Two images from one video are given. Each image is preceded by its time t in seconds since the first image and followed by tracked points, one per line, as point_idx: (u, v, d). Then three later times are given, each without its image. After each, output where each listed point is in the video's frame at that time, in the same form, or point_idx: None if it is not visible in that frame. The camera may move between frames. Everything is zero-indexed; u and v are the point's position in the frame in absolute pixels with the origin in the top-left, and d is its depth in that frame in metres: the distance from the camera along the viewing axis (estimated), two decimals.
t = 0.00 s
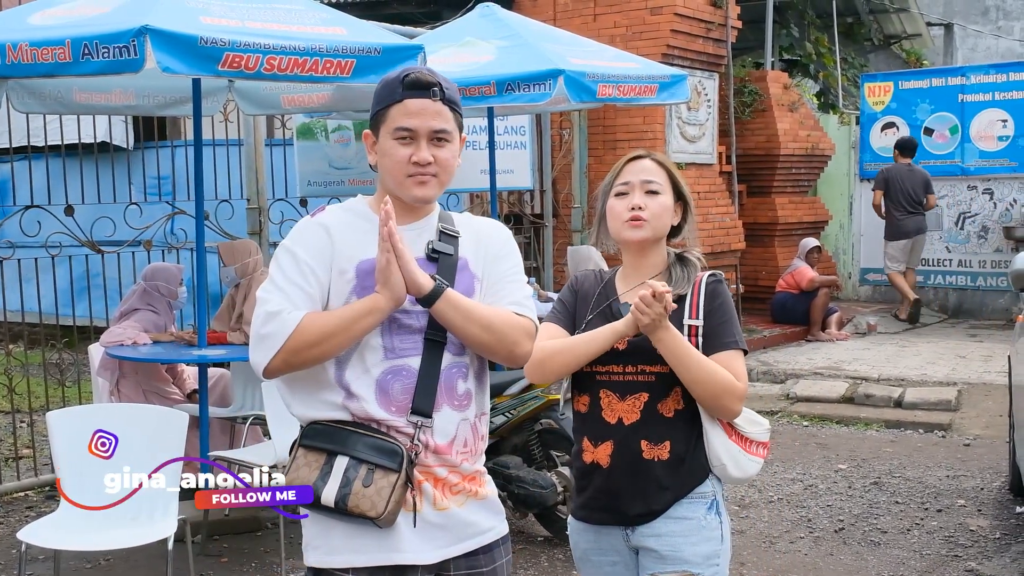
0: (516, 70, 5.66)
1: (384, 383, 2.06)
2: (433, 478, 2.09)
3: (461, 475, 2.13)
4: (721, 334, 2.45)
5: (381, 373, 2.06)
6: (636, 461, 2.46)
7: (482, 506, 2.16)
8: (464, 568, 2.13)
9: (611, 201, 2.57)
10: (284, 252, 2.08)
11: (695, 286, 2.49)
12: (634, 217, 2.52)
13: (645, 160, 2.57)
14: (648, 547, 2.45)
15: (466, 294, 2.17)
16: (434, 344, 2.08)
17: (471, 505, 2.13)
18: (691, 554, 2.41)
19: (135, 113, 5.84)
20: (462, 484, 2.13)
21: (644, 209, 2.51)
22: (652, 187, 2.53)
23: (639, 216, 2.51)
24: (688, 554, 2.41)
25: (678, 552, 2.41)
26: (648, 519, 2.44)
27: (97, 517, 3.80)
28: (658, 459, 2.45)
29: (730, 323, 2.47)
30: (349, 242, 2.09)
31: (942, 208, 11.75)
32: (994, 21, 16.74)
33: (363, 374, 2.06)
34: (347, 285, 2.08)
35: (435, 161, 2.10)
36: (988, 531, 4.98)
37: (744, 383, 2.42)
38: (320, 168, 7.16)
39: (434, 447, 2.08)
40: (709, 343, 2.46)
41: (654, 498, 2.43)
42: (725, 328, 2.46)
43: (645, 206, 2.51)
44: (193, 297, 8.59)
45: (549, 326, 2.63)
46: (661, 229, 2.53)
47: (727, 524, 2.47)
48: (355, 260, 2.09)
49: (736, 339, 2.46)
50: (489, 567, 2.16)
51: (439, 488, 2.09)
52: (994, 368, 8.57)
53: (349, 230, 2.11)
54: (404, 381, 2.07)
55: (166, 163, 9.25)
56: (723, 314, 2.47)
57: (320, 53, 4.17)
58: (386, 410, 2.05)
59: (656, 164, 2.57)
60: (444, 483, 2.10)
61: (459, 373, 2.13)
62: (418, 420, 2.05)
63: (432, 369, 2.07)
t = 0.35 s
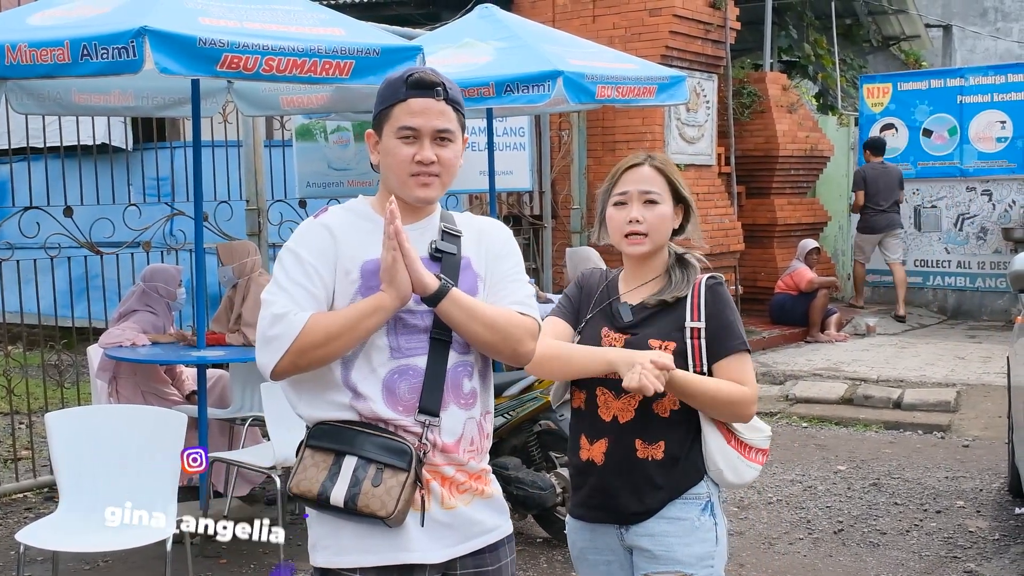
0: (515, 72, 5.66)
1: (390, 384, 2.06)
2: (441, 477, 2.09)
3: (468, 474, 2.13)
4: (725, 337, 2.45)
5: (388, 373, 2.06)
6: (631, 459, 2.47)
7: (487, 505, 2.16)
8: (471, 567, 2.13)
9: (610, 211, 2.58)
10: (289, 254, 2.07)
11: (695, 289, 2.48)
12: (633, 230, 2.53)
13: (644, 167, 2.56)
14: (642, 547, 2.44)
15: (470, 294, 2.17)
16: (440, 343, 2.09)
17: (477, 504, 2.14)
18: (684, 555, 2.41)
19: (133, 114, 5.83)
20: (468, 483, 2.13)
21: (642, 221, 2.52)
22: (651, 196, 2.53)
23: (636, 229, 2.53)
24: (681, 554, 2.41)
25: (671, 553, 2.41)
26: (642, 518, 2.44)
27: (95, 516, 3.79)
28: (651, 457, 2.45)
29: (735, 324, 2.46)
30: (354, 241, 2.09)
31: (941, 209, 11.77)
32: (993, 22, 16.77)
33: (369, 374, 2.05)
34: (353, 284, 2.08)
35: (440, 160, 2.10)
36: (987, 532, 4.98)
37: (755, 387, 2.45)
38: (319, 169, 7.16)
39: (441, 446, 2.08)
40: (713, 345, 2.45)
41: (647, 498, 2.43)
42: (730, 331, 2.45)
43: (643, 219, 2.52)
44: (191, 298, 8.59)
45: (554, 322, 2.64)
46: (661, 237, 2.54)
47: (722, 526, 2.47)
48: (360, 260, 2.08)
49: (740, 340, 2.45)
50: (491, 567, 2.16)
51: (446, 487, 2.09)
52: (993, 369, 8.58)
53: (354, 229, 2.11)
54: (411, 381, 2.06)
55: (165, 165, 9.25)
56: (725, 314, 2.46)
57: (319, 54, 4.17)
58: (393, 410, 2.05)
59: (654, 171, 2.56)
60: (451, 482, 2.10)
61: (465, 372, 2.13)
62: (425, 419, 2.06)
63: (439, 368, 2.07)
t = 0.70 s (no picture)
0: (514, 72, 5.66)
1: (390, 383, 2.05)
2: (438, 477, 2.08)
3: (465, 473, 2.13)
4: (723, 343, 2.45)
5: (387, 372, 2.06)
6: (637, 461, 2.48)
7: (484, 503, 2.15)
8: (468, 565, 2.14)
9: (616, 202, 2.59)
10: (286, 258, 2.05)
11: (695, 293, 2.48)
12: (637, 219, 2.54)
13: (656, 162, 2.58)
14: (648, 547, 2.45)
15: (468, 296, 2.16)
16: (439, 344, 2.08)
17: (474, 503, 2.13)
18: (691, 555, 2.40)
19: (132, 115, 5.83)
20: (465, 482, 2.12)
21: (649, 213, 2.53)
22: (659, 193, 2.55)
23: (642, 219, 2.54)
24: (688, 553, 2.41)
25: (679, 552, 2.41)
26: (649, 520, 2.44)
27: (94, 516, 3.79)
28: (659, 459, 2.46)
29: (734, 331, 2.46)
30: (355, 249, 2.08)
31: (940, 209, 11.79)
32: (991, 22, 16.77)
33: (367, 374, 2.06)
34: (354, 288, 2.06)
35: (441, 155, 2.11)
36: (986, 532, 4.98)
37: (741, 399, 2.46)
38: (317, 169, 7.15)
39: (439, 446, 2.09)
40: (712, 351, 2.46)
41: (655, 499, 2.44)
42: (728, 337, 2.45)
43: (650, 210, 2.53)
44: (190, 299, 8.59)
45: (546, 348, 2.65)
46: (666, 233, 2.55)
47: (728, 526, 2.48)
48: (360, 262, 2.08)
49: (737, 348, 2.45)
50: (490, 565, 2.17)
51: (444, 487, 2.09)
52: (992, 369, 8.58)
53: (357, 236, 2.10)
54: (410, 381, 2.06)
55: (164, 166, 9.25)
56: (725, 321, 2.46)
57: (317, 54, 4.17)
58: (391, 410, 2.05)
59: (665, 167, 2.58)
60: (449, 482, 2.09)
61: (463, 373, 2.13)
62: (423, 420, 2.05)
63: (438, 367, 2.07)
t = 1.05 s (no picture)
0: (510, 73, 5.66)
1: (398, 387, 2.05)
2: (441, 479, 2.11)
3: (465, 475, 2.17)
4: (723, 342, 2.44)
5: (395, 376, 2.05)
6: (638, 465, 2.47)
7: (480, 503, 2.19)
8: (467, 566, 2.17)
9: (610, 206, 2.58)
10: (279, 263, 2.03)
11: (692, 293, 2.48)
12: (632, 226, 2.54)
13: (651, 166, 2.57)
14: (650, 548, 2.45)
15: (464, 301, 2.18)
16: (445, 346, 2.10)
17: (472, 504, 2.17)
18: (693, 555, 2.41)
19: (130, 115, 5.83)
20: (465, 484, 2.16)
21: (643, 218, 2.53)
22: (655, 196, 2.54)
23: (637, 225, 2.54)
24: (690, 554, 2.41)
25: (680, 552, 2.41)
26: (650, 522, 2.44)
27: (92, 516, 3.79)
28: (660, 461, 2.45)
29: (732, 329, 2.45)
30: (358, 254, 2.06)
31: (937, 209, 11.81)
32: (989, 22, 16.77)
33: (375, 378, 2.05)
34: (359, 294, 2.05)
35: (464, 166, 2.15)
36: (983, 532, 4.99)
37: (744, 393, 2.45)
38: (314, 170, 7.15)
39: (445, 450, 2.11)
40: (712, 348, 2.45)
41: (656, 502, 2.43)
42: (728, 336, 2.44)
43: (645, 216, 2.53)
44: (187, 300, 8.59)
45: (539, 363, 2.66)
46: (659, 238, 2.55)
47: (728, 526, 2.48)
48: (363, 268, 2.06)
49: (738, 346, 2.45)
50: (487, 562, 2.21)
51: (446, 489, 2.12)
52: (989, 369, 8.59)
53: (358, 240, 2.08)
54: (418, 384, 2.07)
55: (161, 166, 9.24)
56: (724, 319, 2.45)
57: (314, 55, 4.17)
58: (400, 414, 2.05)
59: (660, 170, 2.58)
60: (450, 483, 2.13)
61: (465, 376, 2.16)
62: (432, 424, 2.07)
63: (444, 370, 2.09)
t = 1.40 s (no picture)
0: (510, 75, 5.66)
1: (405, 391, 2.06)
2: (446, 479, 2.14)
3: (467, 474, 2.19)
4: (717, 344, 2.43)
5: (401, 380, 2.06)
6: (631, 469, 2.47)
7: (481, 501, 2.22)
8: (467, 563, 2.19)
9: (602, 214, 2.59)
10: (294, 273, 1.99)
11: (688, 295, 2.46)
12: (624, 234, 2.54)
13: (640, 172, 2.57)
14: (642, 548, 2.45)
15: (463, 300, 2.20)
16: (448, 348, 2.11)
17: (474, 502, 2.20)
18: (682, 554, 2.39)
19: (130, 117, 5.83)
20: (466, 483, 2.19)
21: (635, 226, 2.53)
22: (646, 203, 2.54)
23: (629, 233, 2.53)
24: (677, 552, 2.40)
25: (669, 550, 2.40)
26: (643, 525, 2.45)
27: (91, 518, 3.78)
28: (654, 466, 2.45)
29: (728, 330, 2.45)
30: (366, 261, 2.05)
31: (937, 211, 11.83)
32: (989, 24, 16.77)
33: (382, 385, 2.05)
34: (369, 302, 2.04)
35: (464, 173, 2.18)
36: (984, 534, 4.98)
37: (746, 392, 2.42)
38: (314, 172, 7.16)
39: (451, 450, 2.13)
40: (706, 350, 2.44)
41: (648, 506, 2.44)
42: (722, 338, 2.44)
43: (636, 223, 2.53)
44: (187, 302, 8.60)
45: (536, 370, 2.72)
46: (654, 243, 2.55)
47: (721, 531, 2.47)
48: (373, 274, 2.05)
49: (735, 347, 2.44)
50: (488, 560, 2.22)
51: (450, 489, 2.15)
52: (989, 371, 8.59)
53: (363, 246, 2.06)
54: (424, 388, 2.08)
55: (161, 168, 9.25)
56: (717, 320, 2.44)
57: (315, 57, 4.16)
58: (407, 417, 2.06)
59: (650, 176, 2.57)
60: (454, 483, 2.16)
61: (467, 377, 2.19)
62: (438, 425, 2.08)
63: (449, 372, 2.10)
